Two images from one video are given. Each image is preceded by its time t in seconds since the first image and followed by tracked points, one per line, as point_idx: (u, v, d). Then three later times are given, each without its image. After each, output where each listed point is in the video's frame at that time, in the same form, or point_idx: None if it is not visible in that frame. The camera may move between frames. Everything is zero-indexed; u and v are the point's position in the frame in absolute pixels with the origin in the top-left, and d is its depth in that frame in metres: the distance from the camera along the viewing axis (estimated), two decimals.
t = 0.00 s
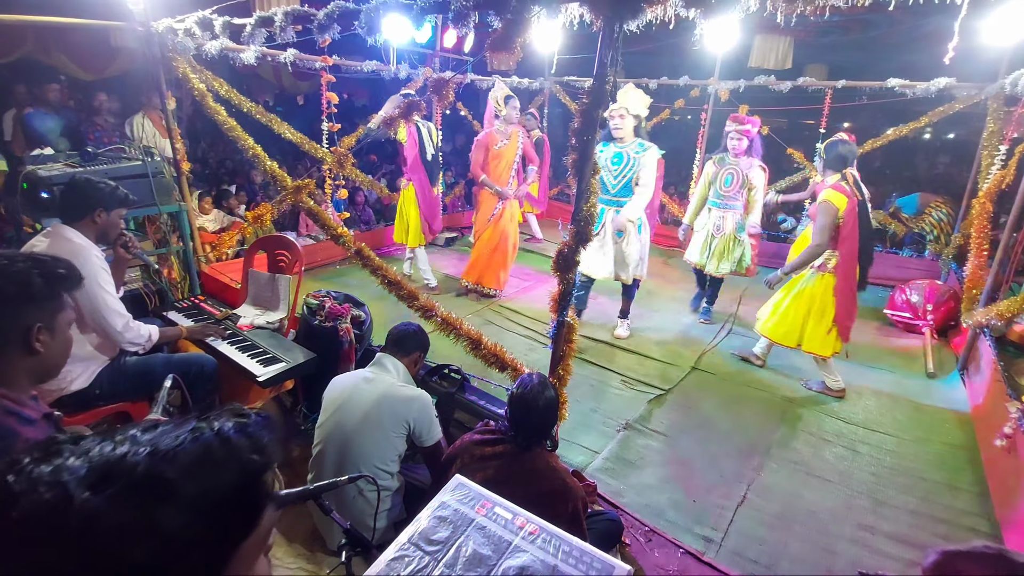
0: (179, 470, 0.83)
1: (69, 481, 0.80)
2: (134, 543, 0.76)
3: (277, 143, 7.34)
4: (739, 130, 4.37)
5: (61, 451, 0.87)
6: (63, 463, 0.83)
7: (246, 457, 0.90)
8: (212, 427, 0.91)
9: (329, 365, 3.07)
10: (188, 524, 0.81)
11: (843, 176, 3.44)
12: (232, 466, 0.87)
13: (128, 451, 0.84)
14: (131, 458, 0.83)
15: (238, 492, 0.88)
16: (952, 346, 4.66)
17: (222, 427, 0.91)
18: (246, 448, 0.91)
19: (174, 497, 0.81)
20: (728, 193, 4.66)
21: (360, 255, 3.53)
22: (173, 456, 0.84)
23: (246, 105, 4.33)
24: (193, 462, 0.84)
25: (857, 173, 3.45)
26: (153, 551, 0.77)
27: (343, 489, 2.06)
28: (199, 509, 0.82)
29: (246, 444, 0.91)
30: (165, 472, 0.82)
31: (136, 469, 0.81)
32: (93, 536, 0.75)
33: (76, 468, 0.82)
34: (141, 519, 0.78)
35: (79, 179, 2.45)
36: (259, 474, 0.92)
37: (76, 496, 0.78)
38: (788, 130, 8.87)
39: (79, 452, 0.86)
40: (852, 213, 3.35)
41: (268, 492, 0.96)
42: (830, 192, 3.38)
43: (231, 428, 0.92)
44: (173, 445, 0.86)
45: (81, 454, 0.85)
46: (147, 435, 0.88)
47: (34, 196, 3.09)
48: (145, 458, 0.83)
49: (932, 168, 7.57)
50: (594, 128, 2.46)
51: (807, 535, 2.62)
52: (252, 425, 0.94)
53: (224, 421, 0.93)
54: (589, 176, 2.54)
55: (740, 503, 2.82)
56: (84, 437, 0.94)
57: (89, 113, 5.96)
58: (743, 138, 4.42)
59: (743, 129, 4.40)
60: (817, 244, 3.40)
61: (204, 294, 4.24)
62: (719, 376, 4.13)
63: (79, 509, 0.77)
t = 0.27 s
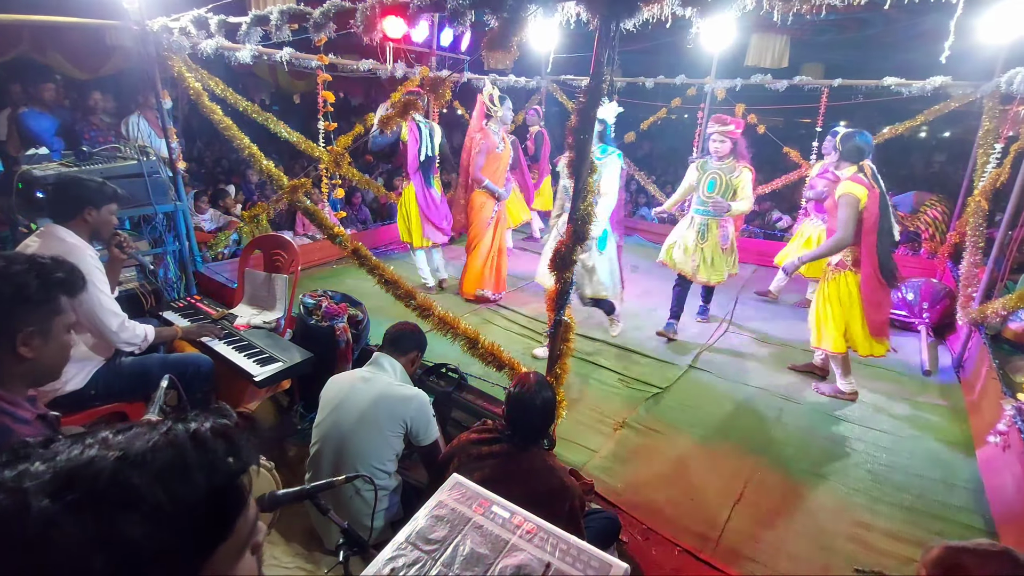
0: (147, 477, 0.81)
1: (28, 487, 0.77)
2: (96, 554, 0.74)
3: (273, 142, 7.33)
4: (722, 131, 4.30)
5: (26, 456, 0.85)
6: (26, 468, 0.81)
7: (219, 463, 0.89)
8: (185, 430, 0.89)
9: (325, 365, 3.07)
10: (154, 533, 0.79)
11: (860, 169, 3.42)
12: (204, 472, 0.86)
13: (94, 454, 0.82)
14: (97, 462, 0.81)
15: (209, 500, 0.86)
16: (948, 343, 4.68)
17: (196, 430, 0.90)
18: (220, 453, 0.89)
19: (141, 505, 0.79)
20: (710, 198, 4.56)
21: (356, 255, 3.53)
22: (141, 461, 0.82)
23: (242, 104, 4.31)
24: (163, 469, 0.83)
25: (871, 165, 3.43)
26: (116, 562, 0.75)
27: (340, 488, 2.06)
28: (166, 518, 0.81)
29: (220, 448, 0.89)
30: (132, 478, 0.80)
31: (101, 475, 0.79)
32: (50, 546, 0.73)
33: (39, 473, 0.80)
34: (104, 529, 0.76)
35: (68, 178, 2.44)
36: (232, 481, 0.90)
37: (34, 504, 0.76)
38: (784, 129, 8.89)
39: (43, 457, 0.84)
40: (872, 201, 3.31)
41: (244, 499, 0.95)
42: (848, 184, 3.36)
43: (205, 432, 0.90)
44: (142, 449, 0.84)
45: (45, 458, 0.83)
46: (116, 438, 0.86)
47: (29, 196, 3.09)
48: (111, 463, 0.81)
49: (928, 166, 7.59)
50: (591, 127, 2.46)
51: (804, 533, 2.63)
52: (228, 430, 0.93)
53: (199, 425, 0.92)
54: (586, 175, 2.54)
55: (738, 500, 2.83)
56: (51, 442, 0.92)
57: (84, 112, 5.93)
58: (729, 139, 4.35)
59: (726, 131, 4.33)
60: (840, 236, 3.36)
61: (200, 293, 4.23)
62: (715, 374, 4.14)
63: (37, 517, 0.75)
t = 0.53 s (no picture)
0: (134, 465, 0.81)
1: (27, 473, 0.80)
2: (89, 541, 0.76)
3: (264, 140, 7.28)
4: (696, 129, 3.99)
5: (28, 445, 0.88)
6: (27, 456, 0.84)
7: (208, 452, 0.88)
8: (175, 419, 0.89)
9: (318, 364, 3.07)
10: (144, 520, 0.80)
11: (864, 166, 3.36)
12: (191, 462, 0.85)
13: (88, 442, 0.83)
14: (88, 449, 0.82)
15: (199, 488, 0.86)
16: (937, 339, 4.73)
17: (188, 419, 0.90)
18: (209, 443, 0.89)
19: (129, 493, 0.79)
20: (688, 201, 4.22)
21: (349, 253, 3.52)
22: (129, 450, 0.82)
23: (232, 101, 4.29)
24: (149, 458, 0.82)
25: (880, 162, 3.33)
26: (106, 549, 0.77)
27: (333, 487, 2.06)
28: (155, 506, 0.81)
29: (208, 438, 0.89)
30: (120, 466, 0.80)
31: (91, 464, 0.80)
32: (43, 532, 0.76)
33: (37, 461, 0.83)
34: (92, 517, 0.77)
35: (52, 177, 2.42)
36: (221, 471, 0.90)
37: (31, 489, 0.78)
38: (776, 126, 8.94)
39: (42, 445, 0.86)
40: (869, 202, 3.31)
41: (237, 486, 0.94)
42: (847, 182, 3.37)
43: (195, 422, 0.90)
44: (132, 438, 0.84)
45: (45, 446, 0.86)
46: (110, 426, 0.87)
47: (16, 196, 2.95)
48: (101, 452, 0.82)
49: (917, 163, 7.66)
50: (583, 124, 2.46)
51: (795, 526, 2.66)
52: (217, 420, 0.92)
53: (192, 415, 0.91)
54: (578, 172, 2.54)
55: (730, 495, 2.85)
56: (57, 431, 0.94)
57: (72, 110, 5.87)
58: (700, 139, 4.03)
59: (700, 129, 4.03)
60: (835, 235, 3.39)
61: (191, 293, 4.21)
62: (708, 371, 4.16)
63: (32, 502, 0.77)
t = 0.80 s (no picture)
0: (157, 444, 0.82)
1: (51, 442, 0.79)
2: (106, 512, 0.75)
3: (250, 137, 7.21)
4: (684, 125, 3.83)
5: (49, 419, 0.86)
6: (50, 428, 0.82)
7: (224, 440, 0.89)
8: (195, 411, 0.91)
9: (307, 362, 3.05)
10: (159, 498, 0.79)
11: (857, 161, 3.43)
12: (207, 447, 0.86)
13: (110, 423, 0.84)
14: (112, 428, 0.83)
15: (212, 474, 0.86)
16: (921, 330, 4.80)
17: (206, 414, 0.92)
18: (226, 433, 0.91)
19: (149, 469, 0.79)
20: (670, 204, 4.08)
21: (337, 251, 3.50)
22: (151, 431, 0.83)
23: (217, 98, 4.24)
24: (171, 439, 0.83)
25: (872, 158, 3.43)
26: (123, 520, 0.76)
27: (323, 484, 2.05)
28: (169, 486, 0.81)
29: (225, 428, 0.90)
30: (143, 442, 0.81)
31: (117, 439, 0.80)
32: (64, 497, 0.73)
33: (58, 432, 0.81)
34: (115, 487, 0.76)
35: (30, 176, 2.38)
36: (234, 461, 0.91)
37: (57, 455, 0.77)
38: (763, 121, 9.00)
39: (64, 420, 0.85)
40: (862, 197, 3.38)
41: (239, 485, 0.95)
42: (840, 176, 3.40)
43: (212, 415, 0.92)
44: (154, 422, 0.85)
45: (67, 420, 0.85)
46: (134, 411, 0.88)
47: None
48: (127, 430, 0.82)
49: (901, 157, 7.75)
50: (571, 119, 2.46)
51: (783, 516, 2.69)
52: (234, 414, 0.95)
53: (208, 410, 0.94)
54: (566, 168, 2.55)
55: (718, 487, 2.88)
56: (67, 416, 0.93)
57: (52, 107, 5.77)
58: (687, 137, 3.91)
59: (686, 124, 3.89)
60: (829, 230, 3.40)
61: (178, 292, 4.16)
62: (697, 364, 4.20)
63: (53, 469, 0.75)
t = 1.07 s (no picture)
0: (157, 444, 0.85)
1: (56, 441, 0.82)
2: (107, 507, 0.77)
3: (235, 136, 7.13)
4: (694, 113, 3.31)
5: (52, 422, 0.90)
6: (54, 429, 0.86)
7: (220, 442, 0.93)
8: (193, 414, 0.95)
9: (296, 362, 3.04)
10: (157, 494, 0.82)
11: (841, 149, 3.43)
12: (203, 448, 0.90)
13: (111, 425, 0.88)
14: (114, 428, 0.87)
15: (207, 474, 0.89)
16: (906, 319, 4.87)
17: (201, 417, 0.96)
18: (223, 435, 0.94)
19: (148, 467, 0.83)
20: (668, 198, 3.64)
21: (325, 250, 3.48)
22: (151, 432, 0.87)
23: (199, 96, 4.19)
24: (169, 439, 0.87)
25: (855, 146, 3.44)
26: (123, 515, 0.78)
27: (314, 484, 2.05)
28: (167, 485, 0.84)
29: (221, 430, 0.94)
30: (144, 441, 0.85)
31: (116, 438, 0.84)
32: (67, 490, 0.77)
33: (61, 434, 0.85)
34: (118, 483, 0.79)
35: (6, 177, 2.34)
36: (230, 463, 0.94)
37: (60, 452, 0.80)
38: (749, 114, 9.05)
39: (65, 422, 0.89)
40: (842, 185, 3.42)
41: (235, 487, 0.97)
42: (818, 163, 3.44)
43: (208, 418, 0.96)
44: (153, 424, 0.89)
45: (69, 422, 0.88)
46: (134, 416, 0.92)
47: None
48: (127, 430, 0.86)
49: (886, 147, 7.82)
50: (556, 114, 2.45)
51: (771, 504, 2.73)
52: (230, 419, 0.99)
53: (203, 414, 0.97)
54: (552, 163, 2.55)
55: (709, 477, 2.91)
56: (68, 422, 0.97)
57: (31, 108, 5.67)
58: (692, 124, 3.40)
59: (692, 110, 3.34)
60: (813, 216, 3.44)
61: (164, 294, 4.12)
62: (687, 357, 4.23)
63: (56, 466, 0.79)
